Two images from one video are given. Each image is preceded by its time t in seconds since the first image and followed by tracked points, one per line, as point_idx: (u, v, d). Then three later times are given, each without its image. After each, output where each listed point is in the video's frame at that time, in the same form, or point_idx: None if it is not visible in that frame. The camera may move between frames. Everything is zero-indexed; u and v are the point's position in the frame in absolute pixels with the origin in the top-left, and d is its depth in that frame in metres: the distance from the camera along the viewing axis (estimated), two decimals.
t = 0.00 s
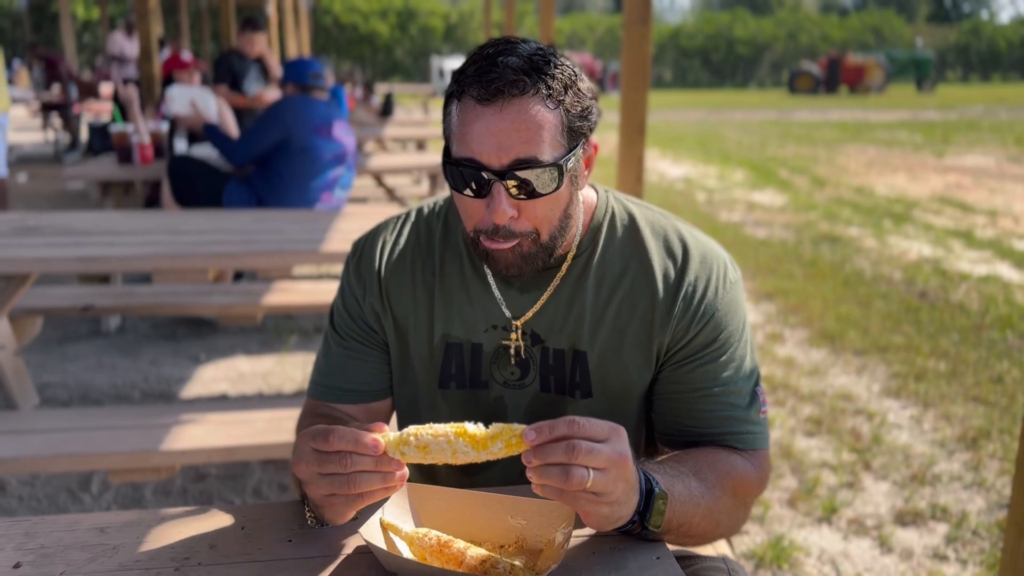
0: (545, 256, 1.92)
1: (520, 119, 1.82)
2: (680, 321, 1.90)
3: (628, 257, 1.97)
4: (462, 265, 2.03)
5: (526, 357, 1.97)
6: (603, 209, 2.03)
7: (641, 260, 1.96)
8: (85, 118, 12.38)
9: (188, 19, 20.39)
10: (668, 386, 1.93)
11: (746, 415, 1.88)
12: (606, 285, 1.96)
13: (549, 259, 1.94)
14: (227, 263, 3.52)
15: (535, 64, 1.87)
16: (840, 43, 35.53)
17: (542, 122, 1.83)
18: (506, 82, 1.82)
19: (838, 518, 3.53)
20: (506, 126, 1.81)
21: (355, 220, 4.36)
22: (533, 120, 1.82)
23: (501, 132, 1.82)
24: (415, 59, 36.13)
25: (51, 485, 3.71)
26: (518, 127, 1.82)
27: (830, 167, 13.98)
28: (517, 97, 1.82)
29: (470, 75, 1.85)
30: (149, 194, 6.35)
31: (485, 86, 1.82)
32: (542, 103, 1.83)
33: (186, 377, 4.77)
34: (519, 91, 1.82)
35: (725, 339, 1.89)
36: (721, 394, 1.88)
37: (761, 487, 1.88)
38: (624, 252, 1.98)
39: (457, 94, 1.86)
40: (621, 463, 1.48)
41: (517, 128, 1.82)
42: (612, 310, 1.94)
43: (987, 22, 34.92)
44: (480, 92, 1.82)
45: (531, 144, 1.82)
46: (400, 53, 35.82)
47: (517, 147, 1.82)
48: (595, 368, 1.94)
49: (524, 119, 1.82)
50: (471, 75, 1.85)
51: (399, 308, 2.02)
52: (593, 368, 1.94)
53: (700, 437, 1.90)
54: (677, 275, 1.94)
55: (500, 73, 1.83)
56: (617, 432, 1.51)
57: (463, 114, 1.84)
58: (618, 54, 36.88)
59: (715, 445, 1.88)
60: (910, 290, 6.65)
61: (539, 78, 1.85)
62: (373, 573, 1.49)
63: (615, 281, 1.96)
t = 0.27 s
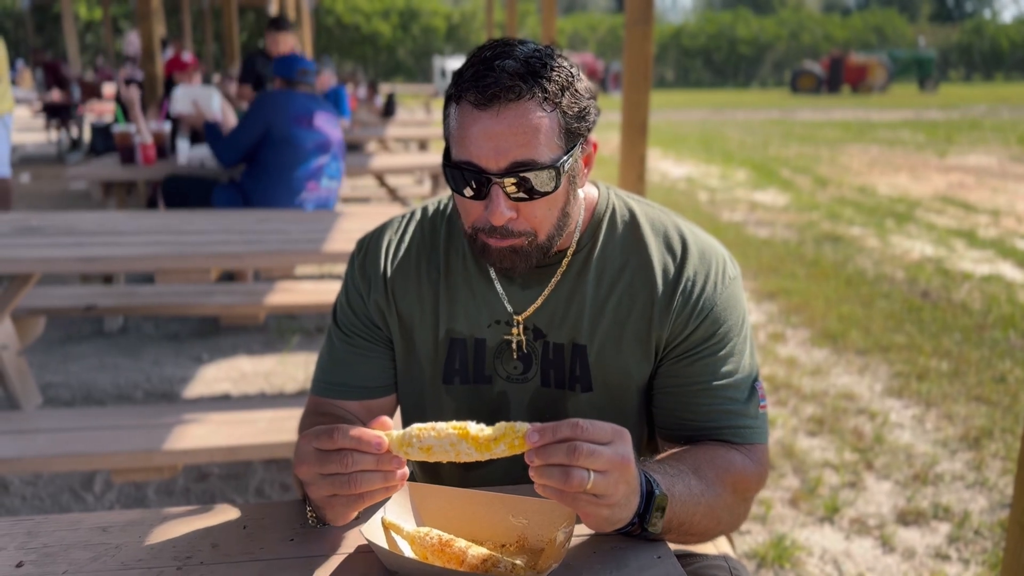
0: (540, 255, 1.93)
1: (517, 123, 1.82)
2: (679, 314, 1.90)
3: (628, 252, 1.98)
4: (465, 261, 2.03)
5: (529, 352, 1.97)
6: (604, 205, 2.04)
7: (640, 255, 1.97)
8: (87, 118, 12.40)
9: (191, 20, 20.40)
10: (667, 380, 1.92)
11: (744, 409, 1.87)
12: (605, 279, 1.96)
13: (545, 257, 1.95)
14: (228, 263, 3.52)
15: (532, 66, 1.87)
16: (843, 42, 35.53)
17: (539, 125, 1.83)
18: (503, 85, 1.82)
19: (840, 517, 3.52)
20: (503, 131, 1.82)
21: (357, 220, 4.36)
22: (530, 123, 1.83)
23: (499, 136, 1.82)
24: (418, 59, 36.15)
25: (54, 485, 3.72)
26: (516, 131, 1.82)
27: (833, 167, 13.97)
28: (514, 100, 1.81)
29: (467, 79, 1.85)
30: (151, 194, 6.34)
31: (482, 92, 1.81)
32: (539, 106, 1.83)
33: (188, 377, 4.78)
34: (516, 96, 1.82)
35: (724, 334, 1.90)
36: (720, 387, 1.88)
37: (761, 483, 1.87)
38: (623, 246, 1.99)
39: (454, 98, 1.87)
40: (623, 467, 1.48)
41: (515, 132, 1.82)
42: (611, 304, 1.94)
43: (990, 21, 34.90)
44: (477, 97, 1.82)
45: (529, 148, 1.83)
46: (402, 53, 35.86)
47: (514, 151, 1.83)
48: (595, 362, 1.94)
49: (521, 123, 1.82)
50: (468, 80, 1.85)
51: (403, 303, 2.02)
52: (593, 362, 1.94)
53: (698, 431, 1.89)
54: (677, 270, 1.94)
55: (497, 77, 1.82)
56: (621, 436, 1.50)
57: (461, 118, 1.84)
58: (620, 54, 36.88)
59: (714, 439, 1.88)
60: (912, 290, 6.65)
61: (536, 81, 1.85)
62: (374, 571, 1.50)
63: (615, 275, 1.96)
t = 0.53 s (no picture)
0: (546, 245, 1.93)
1: (519, 112, 1.82)
2: (677, 307, 1.91)
3: (626, 245, 1.99)
4: (467, 255, 2.04)
5: (530, 345, 1.97)
6: (604, 199, 2.04)
7: (639, 248, 1.97)
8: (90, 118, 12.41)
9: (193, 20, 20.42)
10: (666, 372, 1.92)
11: (743, 402, 1.86)
12: (604, 272, 1.97)
13: (549, 248, 1.95)
14: (230, 263, 3.52)
15: (533, 58, 1.87)
16: (845, 42, 35.52)
17: (540, 114, 1.83)
18: (504, 75, 1.83)
19: (842, 516, 3.52)
20: (505, 120, 1.82)
21: (359, 220, 4.36)
22: (531, 112, 1.83)
23: (501, 124, 1.83)
24: (419, 59, 36.17)
25: (57, 484, 3.73)
26: (517, 119, 1.82)
27: (835, 166, 13.96)
28: (516, 89, 1.82)
29: (470, 71, 1.86)
30: (153, 194, 6.34)
31: (484, 81, 1.82)
32: (540, 95, 1.84)
33: (191, 376, 4.78)
34: (517, 84, 1.82)
35: (722, 326, 1.90)
36: (718, 380, 1.88)
37: (761, 478, 1.86)
38: (623, 239, 1.99)
39: (457, 89, 1.88)
40: (621, 470, 1.47)
41: (516, 121, 1.82)
42: (610, 297, 1.95)
43: (992, 20, 34.88)
44: (479, 87, 1.82)
45: (531, 137, 1.83)
46: (404, 53, 35.88)
47: (516, 140, 1.83)
48: (594, 355, 1.94)
49: (522, 111, 1.82)
50: (470, 71, 1.86)
51: (406, 298, 2.02)
52: (593, 355, 1.94)
53: (697, 424, 1.89)
54: (675, 263, 1.95)
55: (498, 68, 1.83)
56: (622, 439, 1.48)
57: (464, 109, 1.85)
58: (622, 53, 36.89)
59: (713, 432, 1.87)
60: (914, 289, 6.64)
61: (537, 71, 1.85)
62: (376, 569, 1.50)
63: (614, 268, 1.97)
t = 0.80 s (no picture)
0: (550, 247, 1.94)
1: (516, 119, 1.83)
2: (676, 304, 1.91)
3: (625, 242, 1.99)
4: (468, 253, 2.04)
5: (531, 343, 1.97)
6: (603, 197, 2.05)
7: (638, 246, 1.98)
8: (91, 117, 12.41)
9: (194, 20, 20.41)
10: (666, 369, 1.93)
11: (743, 398, 1.86)
12: (603, 269, 1.97)
13: (555, 248, 1.96)
14: (232, 262, 3.53)
15: (528, 63, 1.87)
16: (846, 41, 35.51)
17: (537, 120, 1.84)
18: (499, 83, 1.82)
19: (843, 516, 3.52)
20: (503, 128, 1.83)
21: (360, 219, 4.36)
22: (528, 118, 1.83)
23: (499, 132, 1.83)
24: (421, 58, 36.15)
25: (59, 483, 3.73)
26: (515, 127, 1.83)
27: (836, 166, 13.96)
28: (512, 98, 1.82)
29: (465, 80, 1.86)
30: (155, 194, 6.33)
31: (480, 91, 1.82)
32: (537, 102, 1.84)
33: (192, 375, 4.79)
34: (513, 92, 1.82)
35: (721, 322, 1.90)
36: (718, 376, 1.88)
37: (762, 474, 1.86)
38: (622, 236, 2.00)
39: (453, 98, 1.87)
40: (620, 470, 1.47)
41: (514, 128, 1.83)
42: (610, 294, 1.95)
43: (994, 20, 34.86)
44: (476, 97, 1.82)
45: (529, 143, 1.84)
46: (405, 53, 35.88)
47: (514, 146, 1.83)
48: (595, 352, 1.95)
49: (520, 118, 1.83)
50: (465, 80, 1.85)
51: (408, 297, 2.02)
52: (593, 352, 1.95)
53: (697, 421, 1.89)
54: (674, 260, 1.95)
55: (493, 76, 1.83)
56: (621, 438, 1.48)
57: (461, 118, 1.85)
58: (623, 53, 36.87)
59: (713, 429, 1.87)
60: (916, 288, 6.64)
61: (532, 76, 1.85)
62: (379, 569, 1.50)
63: (613, 265, 1.97)
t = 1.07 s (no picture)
0: (549, 239, 1.93)
1: (515, 109, 1.83)
2: (675, 301, 1.91)
3: (625, 239, 1.99)
4: (468, 250, 2.04)
5: (531, 340, 1.97)
6: (604, 194, 2.04)
7: (638, 243, 1.97)
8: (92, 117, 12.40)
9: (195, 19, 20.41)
10: (666, 367, 1.93)
11: (743, 395, 1.86)
12: (603, 266, 1.97)
13: (553, 241, 1.95)
14: (233, 261, 3.52)
15: (526, 55, 1.88)
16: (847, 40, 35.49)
17: (536, 110, 1.84)
18: (497, 73, 1.83)
19: (844, 515, 3.52)
20: (501, 117, 1.83)
21: (361, 218, 4.36)
22: (527, 109, 1.84)
23: (497, 122, 1.83)
24: (421, 58, 36.14)
25: (60, 482, 3.73)
26: (513, 117, 1.83)
27: (837, 165, 13.95)
28: (510, 87, 1.83)
29: (464, 70, 1.86)
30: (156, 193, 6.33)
31: (478, 81, 1.83)
32: (535, 91, 1.84)
33: (193, 374, 4.79)
34: (511, 81, 1.83)
35: (721, 320, 1.89)
36: (718, 373, 1.87)
37: (763, 471, 1.85)
38: (622, 233, 1.99)
39: (452, 89, 1.88)
40: (619, 469, 1.47)
41: (512, 117, 1.83)
42: (610, 291, 1.95)
43: (995, 18, 34.84)
44: (474, 86, 1.83)
45: (527, 132, 1.84)
46: (406, 52, 35.87)
47: (512, 136, 1.83)
48: (595, 349, 1.94)
49: (519, 108, 1.83)
50: (464, 70, 1.86)
51: (408, 294, 2.02)
52: (593, 349, 1.94)
53: (697, 418, 1.89)
54: (674, 258, 1.95)
55: (492, 66, 1.84)
56: (620, 438, 1.48)
57: (460, 108, 1.86)
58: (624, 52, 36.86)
59: (713, 427, 1.87)
60: (917, 287, 6.64)
61: (531, 67, 1.86)
62: (379, 569, 1.50)
63: (613, 262, 1.97)
